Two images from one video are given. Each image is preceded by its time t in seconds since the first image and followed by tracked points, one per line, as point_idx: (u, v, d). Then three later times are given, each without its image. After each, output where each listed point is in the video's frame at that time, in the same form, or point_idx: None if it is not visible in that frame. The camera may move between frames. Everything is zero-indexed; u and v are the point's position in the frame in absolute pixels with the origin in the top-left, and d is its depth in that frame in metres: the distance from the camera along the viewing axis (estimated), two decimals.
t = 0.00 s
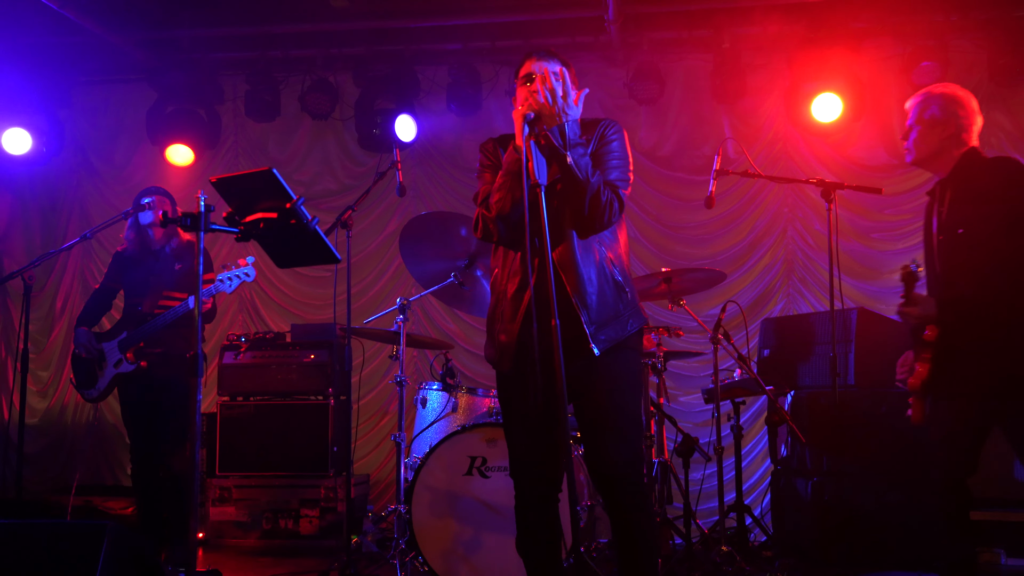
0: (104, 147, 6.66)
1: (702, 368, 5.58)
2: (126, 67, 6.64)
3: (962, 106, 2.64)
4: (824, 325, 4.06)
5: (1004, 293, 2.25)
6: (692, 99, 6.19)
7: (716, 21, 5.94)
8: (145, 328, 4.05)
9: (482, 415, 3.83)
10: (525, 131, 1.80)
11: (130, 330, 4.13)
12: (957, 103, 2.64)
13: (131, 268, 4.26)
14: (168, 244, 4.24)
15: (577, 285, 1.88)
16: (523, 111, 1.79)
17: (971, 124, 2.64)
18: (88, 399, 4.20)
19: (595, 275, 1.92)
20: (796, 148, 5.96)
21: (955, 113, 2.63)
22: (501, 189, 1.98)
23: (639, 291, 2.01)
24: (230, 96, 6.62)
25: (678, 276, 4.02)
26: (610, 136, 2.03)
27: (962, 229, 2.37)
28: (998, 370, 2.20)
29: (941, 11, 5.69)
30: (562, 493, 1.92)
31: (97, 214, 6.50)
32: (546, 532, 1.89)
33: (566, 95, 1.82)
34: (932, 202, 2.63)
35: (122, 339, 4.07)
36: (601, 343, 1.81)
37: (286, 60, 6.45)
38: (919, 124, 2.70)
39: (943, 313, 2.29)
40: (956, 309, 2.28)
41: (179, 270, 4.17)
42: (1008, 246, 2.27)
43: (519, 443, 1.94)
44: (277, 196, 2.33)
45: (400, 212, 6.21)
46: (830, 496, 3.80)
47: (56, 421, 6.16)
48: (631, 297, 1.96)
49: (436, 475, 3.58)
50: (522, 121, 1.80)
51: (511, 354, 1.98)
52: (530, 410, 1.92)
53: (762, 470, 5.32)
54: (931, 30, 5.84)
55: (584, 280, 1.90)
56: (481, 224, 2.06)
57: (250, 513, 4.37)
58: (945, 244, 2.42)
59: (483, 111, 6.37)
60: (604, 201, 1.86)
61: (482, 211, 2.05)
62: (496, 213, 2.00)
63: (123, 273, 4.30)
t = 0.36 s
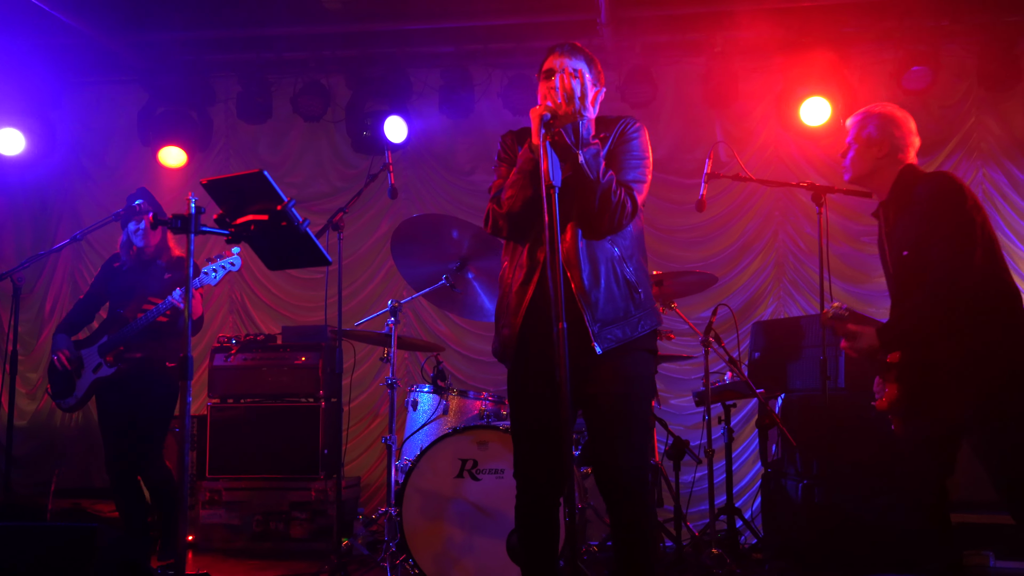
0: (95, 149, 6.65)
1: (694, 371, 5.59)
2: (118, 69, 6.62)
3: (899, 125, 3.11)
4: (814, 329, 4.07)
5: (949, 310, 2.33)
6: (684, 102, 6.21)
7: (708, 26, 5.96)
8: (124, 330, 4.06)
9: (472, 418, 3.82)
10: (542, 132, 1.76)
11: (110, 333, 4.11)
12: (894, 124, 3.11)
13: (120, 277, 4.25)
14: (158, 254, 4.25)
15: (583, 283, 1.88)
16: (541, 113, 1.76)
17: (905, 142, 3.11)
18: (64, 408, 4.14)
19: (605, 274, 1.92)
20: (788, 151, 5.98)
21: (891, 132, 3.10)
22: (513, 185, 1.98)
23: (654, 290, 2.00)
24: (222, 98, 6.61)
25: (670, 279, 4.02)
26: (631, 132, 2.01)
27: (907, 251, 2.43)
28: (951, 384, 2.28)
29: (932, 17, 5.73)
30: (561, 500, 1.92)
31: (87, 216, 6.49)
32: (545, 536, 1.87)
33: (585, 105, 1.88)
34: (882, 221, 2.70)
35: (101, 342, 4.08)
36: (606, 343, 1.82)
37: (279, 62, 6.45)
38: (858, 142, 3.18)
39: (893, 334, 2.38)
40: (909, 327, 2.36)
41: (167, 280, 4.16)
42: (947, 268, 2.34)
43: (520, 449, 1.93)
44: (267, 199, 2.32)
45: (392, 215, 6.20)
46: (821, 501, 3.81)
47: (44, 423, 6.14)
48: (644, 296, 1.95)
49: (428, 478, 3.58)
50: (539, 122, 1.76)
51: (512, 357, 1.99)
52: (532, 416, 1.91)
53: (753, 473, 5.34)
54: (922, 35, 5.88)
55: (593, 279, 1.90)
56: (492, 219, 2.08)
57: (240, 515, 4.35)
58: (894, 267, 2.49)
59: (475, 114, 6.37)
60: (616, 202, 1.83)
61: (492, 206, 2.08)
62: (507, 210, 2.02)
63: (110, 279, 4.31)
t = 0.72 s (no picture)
0: (77, 151, 6.61)
1: (677, 375, 5.60)
2: (100, 71, 6.58)
3: (854, 136, 3.06)
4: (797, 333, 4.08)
5: (898, 316, 2.34)
6: (669, 107, 6.23)
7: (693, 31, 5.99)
8: (111, 335, 3.96)
9: (457, 422, 3.85)
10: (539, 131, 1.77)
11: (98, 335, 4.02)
12: (850, 136, 3.06)
13: (103, 275, 4.22)
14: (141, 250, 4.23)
15: (584, 286, 1.89)
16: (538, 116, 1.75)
17: (861, 153, 3.05)
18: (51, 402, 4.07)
19: (610, 278, 1.93)
20: (772, 156, 6.00)
21: (846, 144, 3.06)
22: (512, 186, 2.03)
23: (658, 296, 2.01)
24: (206, 100, 6.58)
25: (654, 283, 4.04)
26: (645, 134, 2.01)
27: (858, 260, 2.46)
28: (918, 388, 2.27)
29: (913, 24, 5.78)
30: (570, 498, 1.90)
31: (69, 218, 6.45)
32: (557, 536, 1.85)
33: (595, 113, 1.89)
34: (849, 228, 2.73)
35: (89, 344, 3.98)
36: (606, 346, 1.82)
37: (263, 65, 6.42)
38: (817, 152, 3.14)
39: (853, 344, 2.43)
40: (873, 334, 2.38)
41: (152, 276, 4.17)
42: (890, 280, 2.34)
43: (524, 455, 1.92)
44: (250, 201, 2.31)
45: (376, 218, 6.19)
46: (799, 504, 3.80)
47: (24, 427, 6.09)
48: (649, 302, 1.96)
49: (411, 481, 3.57)
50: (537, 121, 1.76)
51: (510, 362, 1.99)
52: (534, 418, 1.90)
53: (736, 476, 5.35)
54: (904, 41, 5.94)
55: (597, 281, 1.90)
56: (494, 220, 2.13)
57: (222, 520, 4.34)
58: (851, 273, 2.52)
59: (460, 118, 6.37)
60: (623, 205, 1.81)
61: (494, 206, 2.13)
62: (506, 211, 2.07)
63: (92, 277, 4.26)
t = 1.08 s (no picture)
0: (52, 149, 6.56)
1: (654, 377, 5.62)
2: (75, 69, 6.53)
3: (834, 134, 2.84)
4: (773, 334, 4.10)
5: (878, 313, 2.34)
6: (647, 109, 6.26)
7: (671, 34, 6.02)
8: (94, 336, 3.96)
9: (433, 423, 3.86)
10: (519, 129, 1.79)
11: (82, 335, 4.01)
12: (829, 134, 2.83)
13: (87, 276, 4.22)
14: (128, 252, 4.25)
15: (557, 289, 1.90)
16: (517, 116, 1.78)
17: (840, 153, 2.84)
18: (24, 404, 4.01)
19: (580, 284, 1.92)
20: (749, 158, 6.03)
21: (827, 142, 2.83)
22: (491, 183, 2.03)
23: (633, 305, 2.00)
24: (183, 99, 6.54)
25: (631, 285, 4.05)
26: (629, 148, 2.01)
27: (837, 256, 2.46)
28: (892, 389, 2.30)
29: (889, 28, 5.83)
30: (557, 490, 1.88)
31: (44, 217, 6.39)
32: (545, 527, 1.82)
33: (565, 121, 1.91)
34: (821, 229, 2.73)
35: (71, 344, 3.96)
36: (565, 349, 1.83)
37: (241, 64, 6.39)
38: (795, 152, 2.90)
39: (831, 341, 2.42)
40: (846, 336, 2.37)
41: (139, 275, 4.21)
42: (875, 276, 2.33)
43: (511, 448, 1.91)
44: (225, 201, 2.30)
45: (354, 218, 6.17)
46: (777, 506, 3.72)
47: None
48: (619, 309, 1.95)
49: (388, 482, 3.56)
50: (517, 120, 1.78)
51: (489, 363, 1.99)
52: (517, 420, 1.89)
53: (712, 477, 5.38)
54: (880, 46, 5.99)
55: (567, 285, 1.90)
56: (470, 217, 2.13)
57: (197, 521, 4.29)
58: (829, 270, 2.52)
59: (439, 118, 6.36)
60: (596, 216, 1.80)
61: (471, 203, 2.13)
62: (482, 209, 2.07)
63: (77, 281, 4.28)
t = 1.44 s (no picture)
0: (28, 150, 6.50)
1: (634, 380, 5.64)
2: (52, 69, 6.48)
3: (857, 117, 2.70)
4: (751, 338, 4.12)
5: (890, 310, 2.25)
6: (628, 114, 6.28)
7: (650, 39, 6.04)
8: (79, 342, 3.89)
9: (412, 427, 3.82)
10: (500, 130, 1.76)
11: (64, 339, 3.91)
12: (851, 117, 2.69)
13: (64, 278, 4.20)
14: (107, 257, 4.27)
15: (535, 294, 1.90)
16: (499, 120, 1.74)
17: (864, 137, 2.68)
18: None
19: (557, 288, 1.92)
20: (728, 163, 6.07)
21: (848, 126, 2.68)
22: (473, 188, 2.04)
23: (612, 313, 2.00)
24: (162, 100, 6.50)
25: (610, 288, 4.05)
26: (611, 158, 2.03)
27: (853, 248, 2.39)
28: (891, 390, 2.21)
29: (867, 35, 5.88)
30: (537, 500, 1.88)
31: (20, 219, 6.34)
32: (524, 537, 1.82)
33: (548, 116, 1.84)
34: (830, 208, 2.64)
35: (52, 347, 3.87)
36: (538, 353, 1.83)
37: (220, 66, 6.36)
38: (814, 136, 2.75)
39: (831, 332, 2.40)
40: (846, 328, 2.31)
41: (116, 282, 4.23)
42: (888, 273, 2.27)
43: (489, 459, 1.91)
44: (202, 204, 2.29)
45: (334, 220, 6.15)
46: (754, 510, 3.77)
47: None
48: (596, 316, 1.95)
49: (366, 486, 3.55)
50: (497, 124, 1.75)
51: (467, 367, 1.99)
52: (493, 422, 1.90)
53: (691, 481, 5.41)
54: (858, 53, 6.04)
55: (543, 289, 1.91)
56: (451, 221, 2.14)
57: (175, 525, 4.28)
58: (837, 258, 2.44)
59: (420, 122, 6.35)
60: (570, 225, 1.81)
61: (453, 208, 2.14)
62: (464, 214, 2.07)
63: (51, 281, 4.20)
